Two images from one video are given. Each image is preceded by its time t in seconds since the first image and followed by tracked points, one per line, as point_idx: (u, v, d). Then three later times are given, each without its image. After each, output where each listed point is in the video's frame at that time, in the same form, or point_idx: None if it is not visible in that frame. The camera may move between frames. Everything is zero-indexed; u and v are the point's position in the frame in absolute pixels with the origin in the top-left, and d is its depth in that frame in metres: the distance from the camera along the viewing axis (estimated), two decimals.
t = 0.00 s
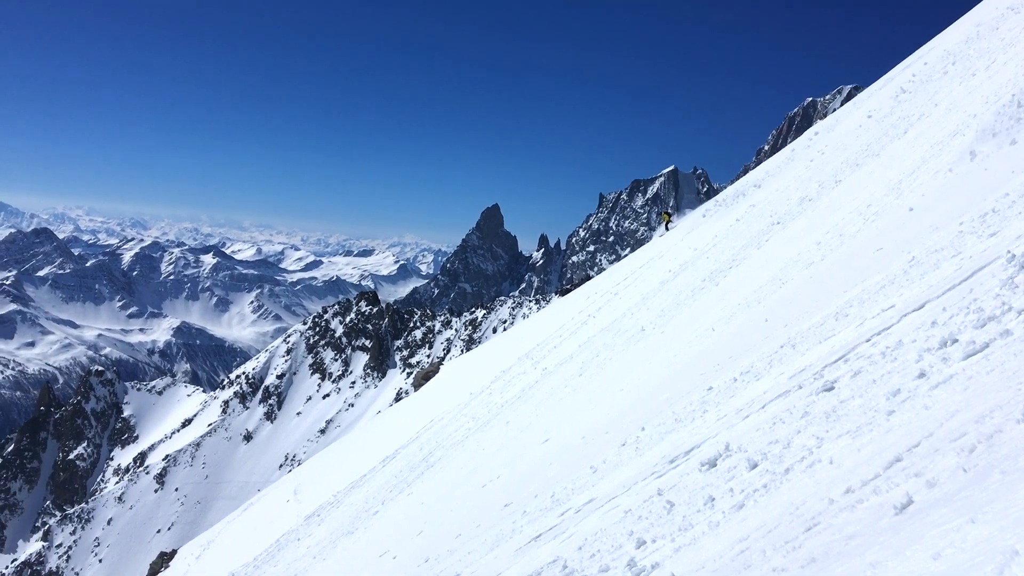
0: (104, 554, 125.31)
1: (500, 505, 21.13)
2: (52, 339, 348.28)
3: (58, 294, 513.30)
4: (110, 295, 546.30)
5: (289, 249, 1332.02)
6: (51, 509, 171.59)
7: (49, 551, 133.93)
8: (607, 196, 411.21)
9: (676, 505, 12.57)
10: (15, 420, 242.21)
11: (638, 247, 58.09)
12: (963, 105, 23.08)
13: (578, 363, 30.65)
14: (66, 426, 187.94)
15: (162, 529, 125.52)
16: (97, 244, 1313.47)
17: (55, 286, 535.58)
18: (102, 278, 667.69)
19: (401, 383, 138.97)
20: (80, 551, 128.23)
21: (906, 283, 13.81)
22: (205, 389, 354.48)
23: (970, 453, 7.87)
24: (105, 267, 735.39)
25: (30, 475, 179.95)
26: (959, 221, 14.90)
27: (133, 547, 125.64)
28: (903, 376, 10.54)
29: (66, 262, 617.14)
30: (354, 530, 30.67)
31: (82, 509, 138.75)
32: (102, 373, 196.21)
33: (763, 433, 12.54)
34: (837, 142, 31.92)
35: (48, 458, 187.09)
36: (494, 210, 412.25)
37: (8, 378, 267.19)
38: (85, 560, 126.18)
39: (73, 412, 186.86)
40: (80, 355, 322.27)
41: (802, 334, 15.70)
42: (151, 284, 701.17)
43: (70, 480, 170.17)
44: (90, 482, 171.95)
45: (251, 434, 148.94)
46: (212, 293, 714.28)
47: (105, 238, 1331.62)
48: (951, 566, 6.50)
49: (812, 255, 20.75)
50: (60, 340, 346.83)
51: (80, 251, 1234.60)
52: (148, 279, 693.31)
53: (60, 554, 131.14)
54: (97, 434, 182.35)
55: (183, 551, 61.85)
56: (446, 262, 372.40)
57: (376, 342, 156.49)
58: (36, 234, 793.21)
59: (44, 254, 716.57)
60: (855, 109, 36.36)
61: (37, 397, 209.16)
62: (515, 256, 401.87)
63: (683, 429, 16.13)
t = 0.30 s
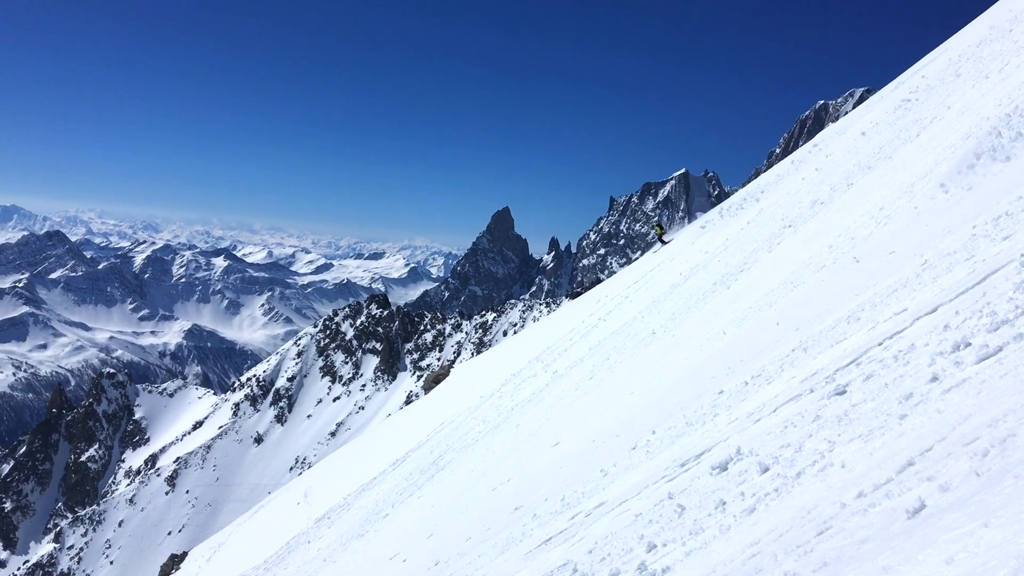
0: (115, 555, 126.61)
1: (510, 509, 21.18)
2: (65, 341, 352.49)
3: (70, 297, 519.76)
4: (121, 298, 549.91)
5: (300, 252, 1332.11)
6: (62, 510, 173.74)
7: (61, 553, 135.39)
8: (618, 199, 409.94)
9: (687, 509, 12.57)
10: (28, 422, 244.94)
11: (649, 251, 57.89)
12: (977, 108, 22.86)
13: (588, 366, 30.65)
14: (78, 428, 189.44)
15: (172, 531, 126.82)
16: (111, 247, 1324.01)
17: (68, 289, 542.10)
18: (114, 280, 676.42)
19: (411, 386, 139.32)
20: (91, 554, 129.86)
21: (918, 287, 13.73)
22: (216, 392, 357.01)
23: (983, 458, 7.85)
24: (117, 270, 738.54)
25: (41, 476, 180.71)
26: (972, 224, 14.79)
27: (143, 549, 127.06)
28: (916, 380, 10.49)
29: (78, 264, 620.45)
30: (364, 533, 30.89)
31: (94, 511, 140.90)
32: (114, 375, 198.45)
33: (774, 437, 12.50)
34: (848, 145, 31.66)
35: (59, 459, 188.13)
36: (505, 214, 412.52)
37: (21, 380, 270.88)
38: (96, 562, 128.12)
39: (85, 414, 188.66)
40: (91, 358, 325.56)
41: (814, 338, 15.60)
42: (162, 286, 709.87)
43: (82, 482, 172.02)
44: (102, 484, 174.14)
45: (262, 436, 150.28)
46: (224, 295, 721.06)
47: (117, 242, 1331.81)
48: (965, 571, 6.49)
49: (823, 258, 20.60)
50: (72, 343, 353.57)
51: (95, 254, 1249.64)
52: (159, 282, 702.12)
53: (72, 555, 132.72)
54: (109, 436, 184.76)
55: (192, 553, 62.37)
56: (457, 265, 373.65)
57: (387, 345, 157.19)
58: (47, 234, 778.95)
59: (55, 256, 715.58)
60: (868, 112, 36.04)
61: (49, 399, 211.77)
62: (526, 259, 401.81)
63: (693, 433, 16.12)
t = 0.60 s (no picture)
0: (123, 555, 127.63)
1: (516, 513, 21.22)
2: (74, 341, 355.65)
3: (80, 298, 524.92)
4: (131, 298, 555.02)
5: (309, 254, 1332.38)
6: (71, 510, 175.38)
7: (68, 552, 136.57)
8: (626, 203, 409.01)
9: (693, 515, 12.54)
10: (37, 421, 247.48)
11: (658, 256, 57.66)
12: (988, 114, 22.67)
13: (596, 371, 30.61)
14: (86, 428, 190.93)
15: (179, 532, 127.70)
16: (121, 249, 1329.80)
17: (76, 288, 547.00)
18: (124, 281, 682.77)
19: (418, 389, 139.44)
20: (98, 553, 131.97)
21: (928, 294, 13.64)
22: (224, 392, 359.24)
23: (991, 466, 7.82)
24: (126, 270, 740.83)
25: (49, 476, 181.82)
26: (983, 232, 14.69)
27: (150, 549, 127.97)
28: (924, 387, 10.43)
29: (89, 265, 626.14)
30: (370, 535, 31.02)
31: (101, 511, 142.81)
32: (122, 376, 200.17)
33: (782, 442, 12.45)
34: (858, 151, 31.47)
35: (68, 459, 189.91)
36: (513, 217, 412.80)
37: (32, 380, 274.04)
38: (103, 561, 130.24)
39: (93, 414, 190.13)
40: (100, 357, 328.08)
41: (823, 344, 15.52)
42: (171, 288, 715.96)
43: (90, 482, 173.64)
44: (110, 484, 175.77)
45: (269, 437, 151.24)
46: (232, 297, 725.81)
47: (126, 242, 1331.13)
48: None
49: (832, 264, 20.50)
50: (82, 343, 358.30)
51: (106, 254, 1260.51)
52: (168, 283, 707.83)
53: (80, 555, 134.08)
54: (117, 436, 186.34)
55: (199, 554, 62.87)
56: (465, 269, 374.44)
57: (394, 347, 157.66)
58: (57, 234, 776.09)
59: (65, 255, 719.03)
60: (877, 118, 35.85)
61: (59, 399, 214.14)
62: (534, 262, 401.96)
63: (700, 438, 16.09)
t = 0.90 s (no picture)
0: (127, 554, 128.34)
1: (521, 517, 21.24)
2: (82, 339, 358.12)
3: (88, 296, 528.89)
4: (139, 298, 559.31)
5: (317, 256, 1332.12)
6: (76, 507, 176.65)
7: (73, 550, 137.65)
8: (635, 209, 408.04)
9: (699, 521, 12.53)
10: (43, 419, 249.52)
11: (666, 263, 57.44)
12: (999, 123, 22.55)
13: (602, 376, 30.61)
14: (92, 426, 192.30)
15: (184, 531, 128.30)
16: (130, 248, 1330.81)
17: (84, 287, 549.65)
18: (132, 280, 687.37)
19: (425, 392, 139.57)
20: (104, 552, 131.99)
21: (936, 303, 13.58)
22: (231, 392, 361.14)
23: (999, 476, 7.82)
24: (134, 269, 744.60)
25: (55, 473, 183.04)
26: (992, 242, 14.63)
27: (155, 549, 128.63)
28: (932, 396, 10.40)
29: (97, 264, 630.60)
30: (375, 537, 31.10)
31: (106, 509, 142.84)
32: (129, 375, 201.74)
33: (789, 450, 12.40)
34: (869, 159, 31.28)
35: (74, 457, 191.36)
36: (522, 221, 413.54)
37: (39, 378, 276.24)
38: (108, 561, 130.01)
39: (100, 413, 191.57)
40: (107, 356, 329.87)
41: (831, 351, 15.46)
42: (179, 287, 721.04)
43: (95, 480, 174.89)
44: (115, 482, 176.98)
45: (275, 438, 152.07)
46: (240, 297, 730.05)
47: (135, 241, 1332.40)
48: None
49: (841, 272, 20.43)
50: (89, 341, 361.76)
51: (117, 253, 1272.06)
52: (176, 283, 712.49)
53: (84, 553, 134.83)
54: (123, 435, 187.66)
55: (203, 554, 63.11)
56: (473, 272, 375.15)
57: (401, 350, 158.08)
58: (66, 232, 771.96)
59: (73, 254, 722.86)
60: (888, 125, 35.67)
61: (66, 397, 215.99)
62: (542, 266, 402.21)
63: (707, 445, 16.05)
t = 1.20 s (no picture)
0: (135, 544, 130.16)
1: (526, 513, 21.37)
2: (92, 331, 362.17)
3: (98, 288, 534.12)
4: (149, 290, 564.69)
5: (326, 250, 1332.61)
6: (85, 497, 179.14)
7: (81, 539, 140.50)
8: (644, 206, 406.02)
9: (705, 520, 12.54)
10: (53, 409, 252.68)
11: (675, 261, 57.17)
12: (1013, 123, 22.30)
13: (608, 373, 30.66)
14: (101, 417, 194.61)
15: (191, 522, 129.87)
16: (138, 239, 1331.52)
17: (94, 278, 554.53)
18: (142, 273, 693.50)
19: (431, 386, 140.12)
20: (111, 541, 135.21)
21: (946, 304, 13.48)
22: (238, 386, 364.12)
23: (1007, 478, 7.79)
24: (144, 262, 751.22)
25: (65, 463, 185.49)
26: (1004, 243, 14.48)
27: (162, 539, 130.16)
28: (941, 398, 10.36)
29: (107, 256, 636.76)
30: (380, 531, 31.38)
31: (114, 500, 145.32)
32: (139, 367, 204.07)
33: (796, 450, 12.40)
34: (881, 158, 30.93)
35: (82, 447, 193.78)
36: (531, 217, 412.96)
37: (49, 369, 279.83)
38: (115, 550, 132.46)
39: (110, 404, 193.91)
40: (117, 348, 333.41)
41: (840, 351, 15.39)
42: (188, 281, 727.09)
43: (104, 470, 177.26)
44: (123, 473, 179.29)
45: (283, 431, 153.53)
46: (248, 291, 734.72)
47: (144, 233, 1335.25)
48: None
49: (850, 271, 20.28)
50: (98, 333, 365.99)
51: (128, 246, 1284.13)
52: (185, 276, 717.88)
53: (93, 542, 137.01)
54: (132, 426, 190.00)
55: (210, 544, 63.83)
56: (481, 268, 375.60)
57: (409, 345, 158.79)
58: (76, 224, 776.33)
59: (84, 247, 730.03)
60: (901, 124, 35.31)
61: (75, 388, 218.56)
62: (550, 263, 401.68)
63: (714, 443, 16.06)
